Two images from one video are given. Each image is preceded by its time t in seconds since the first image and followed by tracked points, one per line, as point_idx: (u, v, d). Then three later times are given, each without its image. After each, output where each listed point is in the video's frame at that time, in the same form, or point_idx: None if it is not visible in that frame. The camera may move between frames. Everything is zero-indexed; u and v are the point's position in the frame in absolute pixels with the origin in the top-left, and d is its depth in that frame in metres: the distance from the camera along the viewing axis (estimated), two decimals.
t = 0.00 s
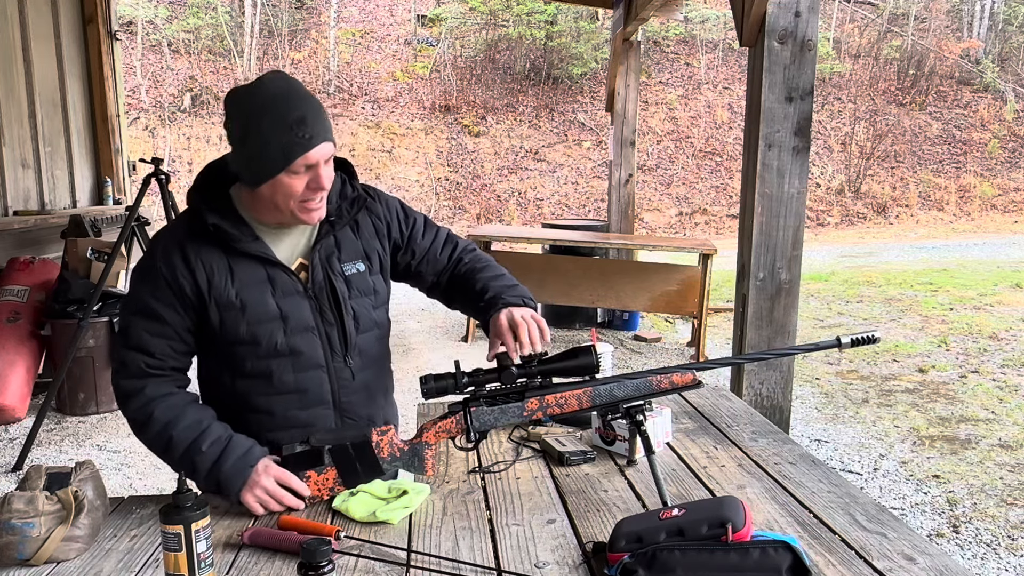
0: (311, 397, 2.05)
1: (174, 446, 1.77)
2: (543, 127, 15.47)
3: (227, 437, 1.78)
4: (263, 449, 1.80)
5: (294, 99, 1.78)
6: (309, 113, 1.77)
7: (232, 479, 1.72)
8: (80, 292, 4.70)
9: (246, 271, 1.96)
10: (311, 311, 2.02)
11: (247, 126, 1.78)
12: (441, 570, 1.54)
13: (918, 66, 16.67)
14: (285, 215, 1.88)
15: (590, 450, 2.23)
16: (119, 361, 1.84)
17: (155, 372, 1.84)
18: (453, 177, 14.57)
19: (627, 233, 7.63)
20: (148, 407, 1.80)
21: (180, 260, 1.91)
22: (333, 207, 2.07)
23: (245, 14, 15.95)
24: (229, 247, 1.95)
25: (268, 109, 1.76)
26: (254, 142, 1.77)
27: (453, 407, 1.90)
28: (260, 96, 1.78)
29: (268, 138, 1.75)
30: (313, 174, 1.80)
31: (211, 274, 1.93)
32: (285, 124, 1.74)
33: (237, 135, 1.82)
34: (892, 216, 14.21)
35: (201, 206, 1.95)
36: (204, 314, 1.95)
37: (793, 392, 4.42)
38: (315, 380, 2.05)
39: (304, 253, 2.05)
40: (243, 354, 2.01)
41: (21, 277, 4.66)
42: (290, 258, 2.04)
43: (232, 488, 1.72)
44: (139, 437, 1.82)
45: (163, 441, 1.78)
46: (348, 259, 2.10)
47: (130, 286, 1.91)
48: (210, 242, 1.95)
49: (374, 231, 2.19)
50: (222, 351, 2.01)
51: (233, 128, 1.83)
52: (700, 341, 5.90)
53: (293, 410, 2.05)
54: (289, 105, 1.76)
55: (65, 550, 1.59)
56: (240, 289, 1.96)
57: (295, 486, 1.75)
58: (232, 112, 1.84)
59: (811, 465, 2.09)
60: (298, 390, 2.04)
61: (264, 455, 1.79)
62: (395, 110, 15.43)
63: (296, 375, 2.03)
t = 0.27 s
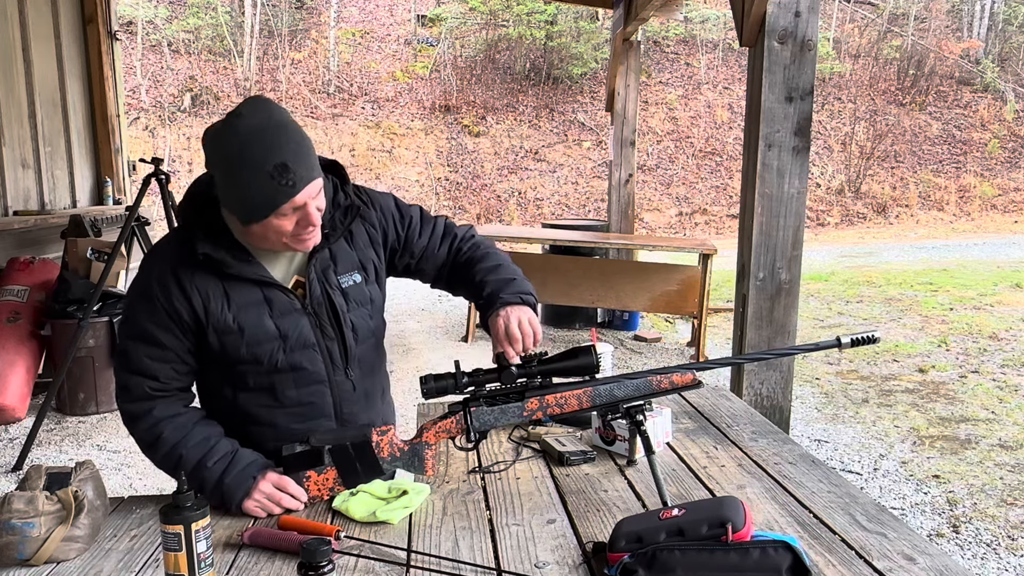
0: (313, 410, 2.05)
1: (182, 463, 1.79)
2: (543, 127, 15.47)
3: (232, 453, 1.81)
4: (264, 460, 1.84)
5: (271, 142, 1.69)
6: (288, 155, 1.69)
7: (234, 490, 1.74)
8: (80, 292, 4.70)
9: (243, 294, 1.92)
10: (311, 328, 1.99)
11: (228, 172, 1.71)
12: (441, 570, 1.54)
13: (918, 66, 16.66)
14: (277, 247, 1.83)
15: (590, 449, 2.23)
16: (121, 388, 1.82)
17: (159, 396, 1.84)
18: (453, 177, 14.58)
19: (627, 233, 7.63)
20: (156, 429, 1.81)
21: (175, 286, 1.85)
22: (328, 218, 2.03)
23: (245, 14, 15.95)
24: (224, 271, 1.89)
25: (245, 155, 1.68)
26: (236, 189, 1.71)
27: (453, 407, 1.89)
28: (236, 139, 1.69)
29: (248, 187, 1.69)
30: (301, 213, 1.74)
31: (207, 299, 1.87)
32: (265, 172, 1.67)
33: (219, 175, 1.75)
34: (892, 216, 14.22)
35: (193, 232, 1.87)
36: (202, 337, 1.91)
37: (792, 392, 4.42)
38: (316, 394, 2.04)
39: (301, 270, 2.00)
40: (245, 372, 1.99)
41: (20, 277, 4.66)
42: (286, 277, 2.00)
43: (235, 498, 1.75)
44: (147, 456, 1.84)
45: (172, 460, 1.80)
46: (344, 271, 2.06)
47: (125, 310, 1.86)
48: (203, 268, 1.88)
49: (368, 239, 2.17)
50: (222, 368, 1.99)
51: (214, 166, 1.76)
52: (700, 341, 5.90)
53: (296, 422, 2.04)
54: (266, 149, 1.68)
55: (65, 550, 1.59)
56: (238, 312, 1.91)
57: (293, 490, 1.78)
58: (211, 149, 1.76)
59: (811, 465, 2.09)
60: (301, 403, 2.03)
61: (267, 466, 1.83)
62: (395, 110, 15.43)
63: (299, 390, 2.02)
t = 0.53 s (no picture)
0: (314, 415, 2.05)
1: (183, 466, 1.80)
2: (543, 127, 15.48)
3: (232, 454, 1.82)
4: (263, 461, 1.85)
5: (270, 161, 1.69)
6: (289, 173, 1.69)
7: (234, 490, 1.75)
8: (79, 292, 4.70)
9: (243, 301, 1.91)
10: (311, 334, 1.99)
11: (227, 190, 1.71)
12: (441, 570, 1.54)
13: (918, 66, 16.66)
14: (279, 258, 1.84)
15: (590, 450, 2.23)
16: (121, 394, 1.83)
17: (158, 402, 1.84)
18: (453, 177, 14.58)
19: (627, 233, 7.63)
20: (155, 433, 1.82)
21: (174, 294, 1.85)
22: (327, 223, 2.03)
23: (245, 14, 15.94)
24: (223, 278, 1.89)
25: (245, 176, 1.68)
26: (237, 208, 1.71)
27: (453, 408, 1.89)
28: (235, 161, 1.69)
29: (250, 206, 1.69)
30: (302, 228, 1.75)
31: (206, 306, 1.87)
32: (265, 192, 1.68)
33: (219, 193, 1.75)
34: (892, 216, 14.22)
35: (190, 241, 1.87)
36: (202, 344, 1.92)
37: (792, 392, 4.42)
38: (317, 399, 2.04)
39: (300, 276, 2.01)
40: (244, 378, 1.99)
41: (21, 277, 4.66)
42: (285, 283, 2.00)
43: (235, 499, 1.75)
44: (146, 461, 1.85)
45: (173, 464, 1.81)
46: (344, 276, 2.06)
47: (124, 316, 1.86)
48: (202, 276, 1.88)
49: (368, 243, 2.17)
50: (222, 374, 1.99)
51: (213, 183, 1.75)
52: (700, 341, 5.90)
53: (296, 426, 2.04)
54: (265, 168, 1.68)
55: (65, 550, 1.59)
56: (238, 320, 1.91)
57: (293, 490, 1.78)
58: (210, 166, 1.76)
59: (811, 465, 2.09)
60: (300, 409, 2.03)
61: (267, 468, 1.84)
62: (395, 110, 15.43)
63: (299, 396, 2.02)
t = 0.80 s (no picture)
0: (313, 416, 2.05)
1: (183, 466, 1.80)
2: (543, 127, 15.48)
3: (232, 455, 1.82)
4: (264, 462, 1.85)
5: (273, 165, 1.68)
6: (292, 178, 1.69)
7: (234, 491, 1.75)
8: (80, 292, 4.70)
9: (242, 303, 1.92)
10: (311, 336, 1.99)
11: (230, 193, 1.71)
12: (441, 570, 1.54)
13: (918, 66, 16.66)
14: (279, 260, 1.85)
15: (590, 450, 2.23)
16: (120, 394, 1.83)
17: (158, 403, 1.84)
18: (453, 177, 14.59)
19: (627, 233, 7.63)
20: (155, 433, 1.82)
21: (173, 295, 1.85)
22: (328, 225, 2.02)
23: (245, 14, 15.93)
24: (223, 280, 1.89)
25: (248, 180, 1.68)
26: (239, 211, 1.71)
27: (453, 408, 1.90)
28: (238, 164, 1.68)
29: (252, 210, 1.69)
30: (303, 231, 1.76)
31: (206, 308, 1.88)
32: (269, 197, 1.68)
33: (220, 194, 1.75)
34: (892, 216, 14.22)
35: (190, 242, 1.87)
36: (201, 345, 1.92)
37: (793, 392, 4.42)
38: (316, 401, 2.04)
39: (301, 278, 2.01)
40: (244, 379, 1.99)
41: (20, 277, 4.66)
42: (286, 285, 2.01)
43: (235, 499, 1.75)
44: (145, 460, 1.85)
45: (173, 464, 1.82)
46: (345, 278, 2.06)
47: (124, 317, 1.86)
48: (202, 277, 1.88)
49: (369, 244, 2.17)
50: (222, 374, 2.00)
51: (215, 184, 1.75)
52: (700, 341, 5.90)
53: (295, 427, 2.05)
54: (269, 172, 1.68)
55: (65, 550, 1.59)
56: (238, 321, 1.91)
57: (292, 489, 1.78)
58: (212, 167, 1.75)
59: (811, 465, 2.09)
60: (300, 410, 2.04)
61: (267, 468, 1.84)
62: (395, 110, 15.43)
63: (298, 397, 2.02)
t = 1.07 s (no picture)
0: (313, 416, 2.05)
1: (183, 466, 1.80)
2: (543, 127, 15.48)
3: (232, 454, 1.82)
4: (264, 462, 1.85)
5: (272, 167, 1.69)
6: (290, 179, 1.69)
7: (234, 490, 1.75)
8: (80, 292, 4.70)
9: (242, 303, 1.92)
10: (310, 336, 1.99)
11: (229, 194, 1.71)
12: (441, 570, 1.54)
13: (918, 66, 16.66)
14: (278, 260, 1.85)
15: (590, 450, 2.23)
16: (120, 394, 1.84)
17: (158, 403, 1.85)
18: (453, 177, 14.59)
19: (627, 233, 7.63)
20: (155, 433, 1.82)
21: (173, 295, 1.85)
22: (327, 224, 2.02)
23: (245, 14, 15.93)
24: (222, 280, 1.89)
25: (247, 181, 1.68)
26: (238, 212, 1.71)
27: (453, 408, 1.90)
28: (237, 166, 1.69)
29: (251, 211, 1.69)
30: (302, 233, 1.76)
31: (206, 307, 1.88)
32: (267, 198, 1.68)
33: (219, 196, 1.75)
34: (892, 216, 14.22)
35: (189, 242, 1.87)
36: (201, 345, 1.92)
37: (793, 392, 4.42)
38: (316, 400, 2.04)
39: (300, 278, 2.01)
40: (244, 379, 1.99)
41: (20, 277, 4.66)
42: (285, 285, 2.01)
43: (235, 498, 1.75)
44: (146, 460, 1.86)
45: (173, 464, 1.82)
46: (344, 278, 2.06)
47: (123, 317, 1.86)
48: (201, 278, 1.87)
49: (368, 245, 2.17)
50: (222, 375, 2.00)
51: (214, 186, 1.75)
52: (700, 341, 5.90)
53: (295, 426, 2.05)
54: (266, 174, 1.68)
55: (65, 550, 1.59)
56: (237, 322, 1.91)
57: (292, 488, 1.78)
58: (210, 169, 1.75)
59: (810, 465, 2.10)
60: (300, 410, 2.04)
61: (267, 468, 1.84)
62: (395, 110, 15.43)
63: (298, 398, 2.02)
